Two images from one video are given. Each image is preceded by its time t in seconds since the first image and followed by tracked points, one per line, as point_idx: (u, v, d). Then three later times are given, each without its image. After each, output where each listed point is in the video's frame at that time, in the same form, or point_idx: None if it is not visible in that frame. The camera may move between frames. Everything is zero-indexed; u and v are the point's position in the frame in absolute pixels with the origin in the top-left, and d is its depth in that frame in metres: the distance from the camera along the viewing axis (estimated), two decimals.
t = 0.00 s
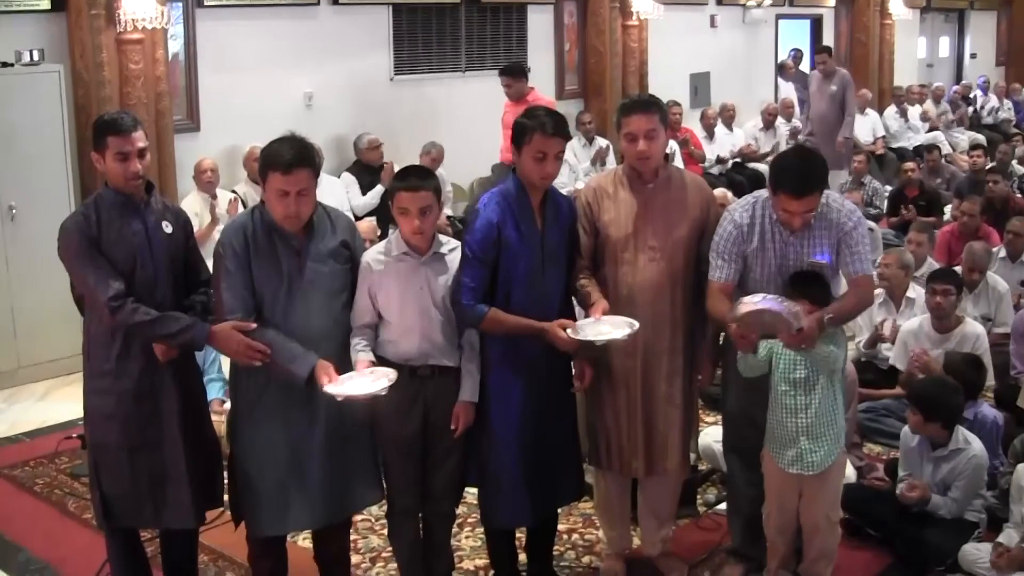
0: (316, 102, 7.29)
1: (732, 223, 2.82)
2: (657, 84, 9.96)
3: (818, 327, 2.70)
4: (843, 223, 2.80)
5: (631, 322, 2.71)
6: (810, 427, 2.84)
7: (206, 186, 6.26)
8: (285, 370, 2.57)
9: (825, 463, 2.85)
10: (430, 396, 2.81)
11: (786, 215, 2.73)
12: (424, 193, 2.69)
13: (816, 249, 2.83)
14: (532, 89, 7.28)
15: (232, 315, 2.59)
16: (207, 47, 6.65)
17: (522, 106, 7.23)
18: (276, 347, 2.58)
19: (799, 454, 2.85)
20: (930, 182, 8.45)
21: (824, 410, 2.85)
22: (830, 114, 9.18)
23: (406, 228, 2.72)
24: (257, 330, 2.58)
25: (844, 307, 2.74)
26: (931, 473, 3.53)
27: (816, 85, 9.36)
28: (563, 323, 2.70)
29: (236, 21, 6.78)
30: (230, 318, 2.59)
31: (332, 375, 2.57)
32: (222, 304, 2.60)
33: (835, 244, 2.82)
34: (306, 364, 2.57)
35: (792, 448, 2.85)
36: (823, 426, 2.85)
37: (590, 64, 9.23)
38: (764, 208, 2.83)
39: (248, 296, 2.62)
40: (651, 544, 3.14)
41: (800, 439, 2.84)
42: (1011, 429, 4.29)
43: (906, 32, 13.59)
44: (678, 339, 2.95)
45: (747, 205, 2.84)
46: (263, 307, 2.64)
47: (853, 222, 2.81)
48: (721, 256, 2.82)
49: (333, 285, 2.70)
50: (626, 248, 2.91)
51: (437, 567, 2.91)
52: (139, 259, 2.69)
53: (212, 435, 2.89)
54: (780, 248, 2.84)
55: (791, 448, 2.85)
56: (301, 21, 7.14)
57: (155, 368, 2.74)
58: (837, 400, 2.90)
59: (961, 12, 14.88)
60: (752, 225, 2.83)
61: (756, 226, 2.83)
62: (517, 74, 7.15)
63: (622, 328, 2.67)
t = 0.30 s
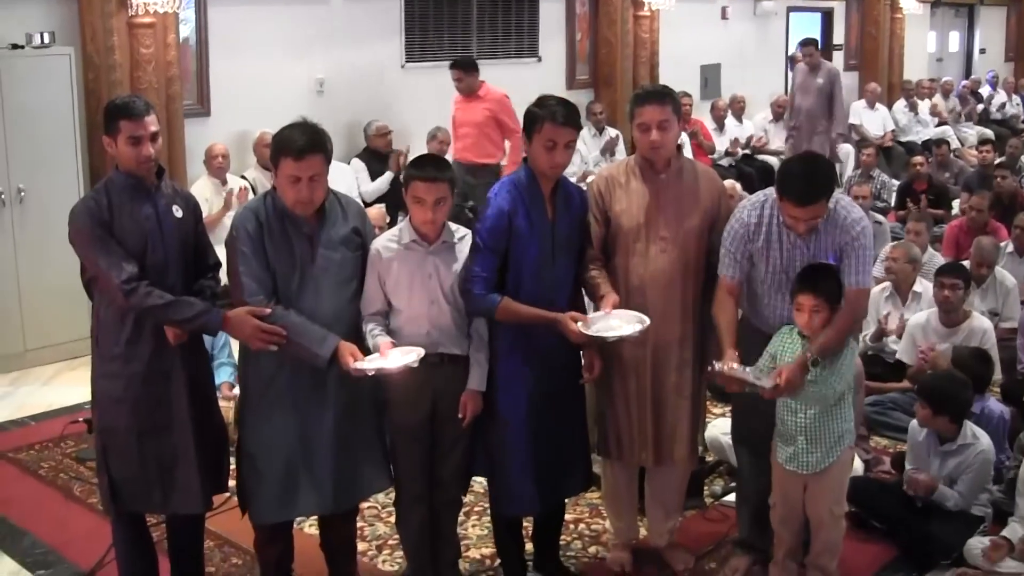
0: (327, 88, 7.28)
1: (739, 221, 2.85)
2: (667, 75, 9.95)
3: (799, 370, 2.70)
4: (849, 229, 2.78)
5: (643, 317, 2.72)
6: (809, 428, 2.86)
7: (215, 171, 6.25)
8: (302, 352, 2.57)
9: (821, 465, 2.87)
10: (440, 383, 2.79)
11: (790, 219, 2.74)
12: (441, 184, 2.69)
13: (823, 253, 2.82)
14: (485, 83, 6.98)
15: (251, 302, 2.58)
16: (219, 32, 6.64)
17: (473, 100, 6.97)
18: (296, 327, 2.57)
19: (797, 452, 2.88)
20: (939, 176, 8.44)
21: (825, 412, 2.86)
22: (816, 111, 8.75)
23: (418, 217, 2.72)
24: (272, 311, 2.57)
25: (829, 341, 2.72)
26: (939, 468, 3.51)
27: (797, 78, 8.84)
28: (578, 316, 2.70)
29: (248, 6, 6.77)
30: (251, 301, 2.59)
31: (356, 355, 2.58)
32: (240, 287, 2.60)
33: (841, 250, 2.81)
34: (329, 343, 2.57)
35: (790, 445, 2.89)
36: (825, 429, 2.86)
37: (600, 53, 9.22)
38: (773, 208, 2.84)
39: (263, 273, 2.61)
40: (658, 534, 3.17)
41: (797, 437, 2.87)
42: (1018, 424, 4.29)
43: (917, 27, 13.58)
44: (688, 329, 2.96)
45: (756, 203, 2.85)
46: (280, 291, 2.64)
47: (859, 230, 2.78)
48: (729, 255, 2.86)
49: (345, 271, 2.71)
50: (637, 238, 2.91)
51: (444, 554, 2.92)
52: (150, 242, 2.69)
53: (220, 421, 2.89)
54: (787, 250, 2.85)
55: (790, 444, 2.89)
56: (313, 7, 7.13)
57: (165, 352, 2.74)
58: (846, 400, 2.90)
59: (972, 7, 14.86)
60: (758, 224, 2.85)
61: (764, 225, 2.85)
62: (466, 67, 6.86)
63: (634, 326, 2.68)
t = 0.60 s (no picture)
0: (327, 76, 7.28)
1: (739, 222, 2.84)
2: (666, 66, 9.95)
3: (829, 391, 2.74)
4: (847, 224, 2.79)
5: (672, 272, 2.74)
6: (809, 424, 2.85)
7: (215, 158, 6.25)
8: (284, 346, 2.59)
9: (821, 457, 2.87)
10: (439, 371, 2.79)
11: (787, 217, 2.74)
12: (444, 170, 2.68)
13: (819, 248, 2.84)
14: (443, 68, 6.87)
15: (235, 290, 2.60)
16: (219, 18, 6.64)
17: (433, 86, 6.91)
18: (275, 319, 2.59)
19: (797, 446, 2.87)
20: (938, 170, 8.44)
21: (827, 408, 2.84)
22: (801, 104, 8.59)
23: (420, 203, 2.71)
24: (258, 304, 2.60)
25: (847, 348, 2.76)
26: (935, 462, 3.51)
27: (779, 70, 8.65)
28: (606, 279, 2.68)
29: None
30: (234, 291, 2.61)
31: (329, 350, 2.59)
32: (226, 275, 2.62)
33: (839, 246, 2.82)
34: (306, 339, 2.59)
35: (789, 440, 2.88)
36: (825, 424, 2.84)
37: (600, 43, 9.21)
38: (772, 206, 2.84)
39: (252, 266, 2.63)
40: (653, 525, 3.18)
41: (796, 432, 2.86)
42: (1014, 419, 4.30)
43: (918, 20, 13.58)
44: (685, 320, 2.97)
45: (755, 201, 2.85)
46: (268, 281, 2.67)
47: (857, 223, 2.79)
48: (733, 258, 2.84)
49: (342, 260, 2.72)
50: (635, 228, 2.92)
51: (441, 543, 2.94)
52: (146, 229, 2.69)
53: (216, 409, 2.89)
54: (787, 246, 2.85)
55: (788, 439, 2.88)
56: None
57: (161, 337, 2.74)
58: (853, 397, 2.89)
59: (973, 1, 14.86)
60: (758, 222, 2.84)
61: (762, 223, 2.85)
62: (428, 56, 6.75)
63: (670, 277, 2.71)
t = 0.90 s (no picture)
0: (321, 67, 7.27)
1: (738, 211, 2.83)
2: (661, 54, 9.94)
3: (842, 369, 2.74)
4: (845, 208, 2.79)
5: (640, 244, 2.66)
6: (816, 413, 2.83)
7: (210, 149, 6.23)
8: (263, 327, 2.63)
9: (826, 444, 2.87)
10: (436, 362, 2.78)
11: (786, 203, 2.73)
12: (438, 155, 2.67)
13: (819, 234, 2.84)
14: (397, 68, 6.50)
15: (215, 276, 2.61)
16: (214, 10, 6.62)
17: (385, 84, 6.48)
18: (257, 309, 2.63)
19: (805, 436, 2.86)
20: (935, 156, 8.44)
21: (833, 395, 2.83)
22: (780, 92, 8.56)
23: (415, 191, 2.70)
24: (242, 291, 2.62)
25: (855, 333, 2.76)
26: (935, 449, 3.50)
27: (761, 58, 8.65)
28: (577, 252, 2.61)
29: None
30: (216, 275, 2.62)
31: (301, 335, 2.60)
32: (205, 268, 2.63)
33: (838, 230, 2.83)
34: (282, 323, 2.62)
35: (798, 430, 2.86)
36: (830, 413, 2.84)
37: (595, 32, 9.20)
38: (769, 195, 2.84)
39: (232, 263, 2.63)
40: (651, 514, 3.17)
41: (804, 421, 2.85)
42: (1013, 406, 4.29)
43: (912, 7, 13.57)
44: (683, 309, 2.96)
45: (752, 190, 2.85)
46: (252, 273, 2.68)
47: (857, 207, 2.79)
48: (732, 246, 2.84)
49: (338, 252, 2.72)
50: (633, 217, 2.91)
51: (437, 535, 2.95)
52: (141, 225, 2.68)
53: (213, 401, 2.89)
54: (786, 235, 2.86)
55: (794, 430, 2.87)
56: None
57: (158, 330, 2.73)
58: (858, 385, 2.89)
59: None
60: (756, 212, 2.84)
61: (760, 212, 2.84)
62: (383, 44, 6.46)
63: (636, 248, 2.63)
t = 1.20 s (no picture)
0: (328, 56, 7.26)
1: (746, 195, 2.83)
2: (669, 43, 9.92)
3: (819, 366, 2.74)
4: (855, 202, 2.77)
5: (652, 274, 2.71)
6: (816, 400, 2.84)
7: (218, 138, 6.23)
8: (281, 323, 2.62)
9: (829, 435, 2.87)
10: (443, 352, 2.77)
11: (796, 189, 2.72)
12: (442, 142, 2.66)
13: (827, 226, 2.82)
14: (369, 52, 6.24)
15: (229, 267, 2.61)
16: None
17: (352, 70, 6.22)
18: (272, 301, 2.62)
19: (806, 425, 2.87)
20: (944, 145, 8.41)
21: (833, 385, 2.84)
22: (776, 81, 8.32)
23: (420, 178, 2.69)
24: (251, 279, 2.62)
25: (842, 329, 2.75)
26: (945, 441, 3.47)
27: (758, 49, 8.45)
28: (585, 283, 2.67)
29: None
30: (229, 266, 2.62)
31: (325, 333, 2.60)
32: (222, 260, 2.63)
33: (847, 223, 2.81)
34: (301, 319, 2.61)
35: (799, 418, 2.88)
36: (830, 402, 2.84)
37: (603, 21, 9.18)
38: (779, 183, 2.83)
39: (246, 253, 2.63)
40: (659, 504, 3.17)
41: (806, 409, 2.86)
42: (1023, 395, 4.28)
43: None
44: (691, 298, 2.96)
45: (763, 176, 2.84)
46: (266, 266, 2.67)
47: (868, 202, 2.77)
48: (737, 231, 2.85)
49: (345, 241, 2.71)
50: (642, 205, 2.90)
51: (445, 524, 2.95)
52: (149, 214, 2.67)
53: (221, 391, 2.88)
54: (793, 224, 2.84)
55: (798, 417, 2.88)
56: None
57: (166, 319, 2.72)
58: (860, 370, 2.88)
59: None
60: (765, 199, 2.83)
61: (769, 199, 2.83)
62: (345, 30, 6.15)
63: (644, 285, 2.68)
